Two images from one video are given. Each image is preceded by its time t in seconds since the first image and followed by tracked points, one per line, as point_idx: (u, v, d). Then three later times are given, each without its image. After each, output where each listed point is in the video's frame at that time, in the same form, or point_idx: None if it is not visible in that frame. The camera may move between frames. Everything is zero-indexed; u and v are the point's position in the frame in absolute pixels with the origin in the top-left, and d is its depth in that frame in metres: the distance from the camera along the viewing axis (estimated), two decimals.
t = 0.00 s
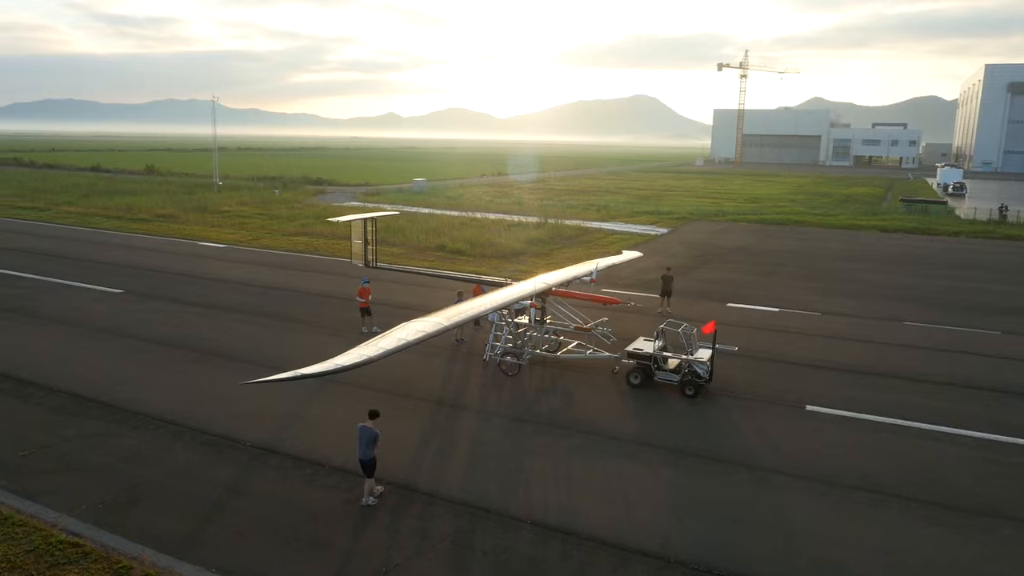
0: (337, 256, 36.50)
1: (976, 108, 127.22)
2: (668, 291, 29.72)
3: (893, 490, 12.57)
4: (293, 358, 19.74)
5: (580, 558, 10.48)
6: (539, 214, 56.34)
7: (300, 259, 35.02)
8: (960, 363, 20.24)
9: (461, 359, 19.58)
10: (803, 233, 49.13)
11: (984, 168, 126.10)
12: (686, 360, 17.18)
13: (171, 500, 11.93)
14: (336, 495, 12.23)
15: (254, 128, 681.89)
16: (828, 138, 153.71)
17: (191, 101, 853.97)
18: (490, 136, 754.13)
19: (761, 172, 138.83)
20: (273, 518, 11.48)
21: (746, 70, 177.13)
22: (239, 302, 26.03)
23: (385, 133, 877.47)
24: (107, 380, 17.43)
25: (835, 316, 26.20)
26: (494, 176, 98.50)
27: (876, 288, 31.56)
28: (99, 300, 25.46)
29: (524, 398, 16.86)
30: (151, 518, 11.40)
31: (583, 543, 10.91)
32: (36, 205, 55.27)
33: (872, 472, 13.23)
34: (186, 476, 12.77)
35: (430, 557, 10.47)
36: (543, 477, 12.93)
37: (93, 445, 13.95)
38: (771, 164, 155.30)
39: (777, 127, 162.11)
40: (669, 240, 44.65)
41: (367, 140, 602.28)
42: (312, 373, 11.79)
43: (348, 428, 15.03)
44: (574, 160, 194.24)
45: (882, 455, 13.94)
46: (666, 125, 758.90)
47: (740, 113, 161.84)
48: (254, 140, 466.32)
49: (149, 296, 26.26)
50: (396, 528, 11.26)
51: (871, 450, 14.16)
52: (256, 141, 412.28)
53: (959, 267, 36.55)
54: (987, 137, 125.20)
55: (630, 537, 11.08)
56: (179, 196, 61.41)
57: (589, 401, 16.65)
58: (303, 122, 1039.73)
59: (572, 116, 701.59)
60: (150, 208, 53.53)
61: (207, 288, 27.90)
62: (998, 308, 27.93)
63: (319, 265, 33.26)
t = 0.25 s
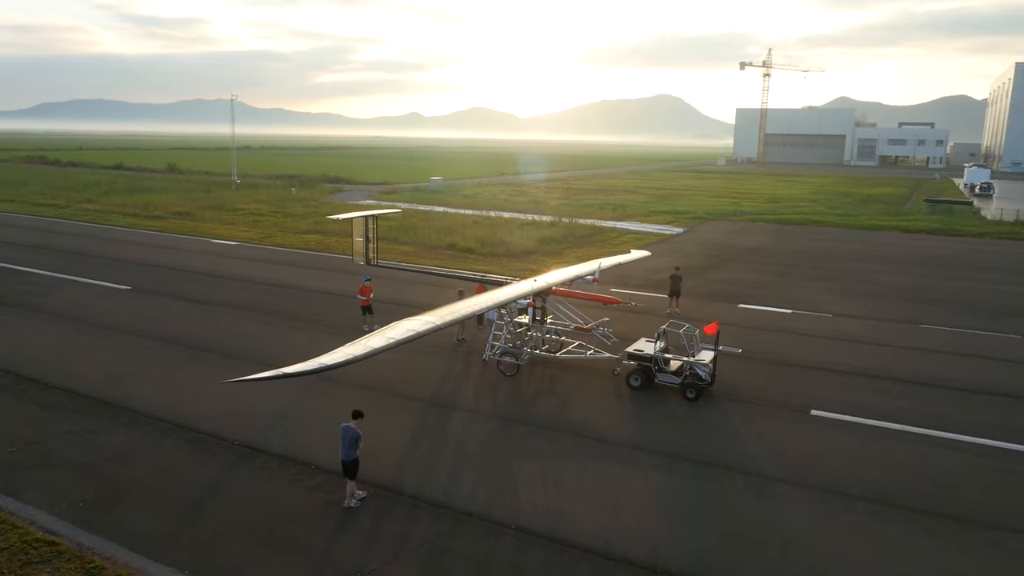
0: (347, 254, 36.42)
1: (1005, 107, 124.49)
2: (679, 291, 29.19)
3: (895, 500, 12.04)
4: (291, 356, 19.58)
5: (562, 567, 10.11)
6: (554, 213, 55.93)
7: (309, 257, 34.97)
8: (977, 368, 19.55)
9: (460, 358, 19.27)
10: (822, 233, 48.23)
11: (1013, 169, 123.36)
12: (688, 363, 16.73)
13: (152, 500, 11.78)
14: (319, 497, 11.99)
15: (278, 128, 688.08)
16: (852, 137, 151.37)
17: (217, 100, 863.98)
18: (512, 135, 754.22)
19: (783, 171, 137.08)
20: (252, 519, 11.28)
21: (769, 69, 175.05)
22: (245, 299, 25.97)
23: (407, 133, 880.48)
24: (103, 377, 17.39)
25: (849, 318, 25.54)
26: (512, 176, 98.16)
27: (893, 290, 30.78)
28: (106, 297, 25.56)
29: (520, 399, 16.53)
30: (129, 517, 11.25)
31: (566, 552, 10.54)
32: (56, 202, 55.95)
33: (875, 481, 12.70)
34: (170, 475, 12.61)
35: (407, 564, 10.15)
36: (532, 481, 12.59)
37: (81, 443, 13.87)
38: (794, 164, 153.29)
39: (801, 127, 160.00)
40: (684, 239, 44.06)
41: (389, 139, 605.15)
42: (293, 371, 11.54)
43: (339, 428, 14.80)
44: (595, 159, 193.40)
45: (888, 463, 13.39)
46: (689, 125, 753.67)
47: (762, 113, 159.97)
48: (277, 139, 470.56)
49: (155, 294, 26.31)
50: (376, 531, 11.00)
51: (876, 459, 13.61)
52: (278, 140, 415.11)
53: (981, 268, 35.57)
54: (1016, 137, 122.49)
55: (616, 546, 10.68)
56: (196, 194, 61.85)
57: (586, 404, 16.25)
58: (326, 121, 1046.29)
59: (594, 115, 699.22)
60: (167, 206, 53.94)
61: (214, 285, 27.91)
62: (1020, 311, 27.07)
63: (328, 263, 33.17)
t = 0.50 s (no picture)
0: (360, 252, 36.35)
1: None
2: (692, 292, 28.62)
3: (897, 512, 11.49)
4: (291, 353, 19.43)
5: None
6: (572, 211, 55.48)
7: (321, 254, 34.94)
8: (996, 373, 18.80)
9: (460, 357, 18.97)
10: (845, 234, 47.19)
11: None
12: (689, 365, 16.27)
13: (131, 497, 11.63)
14: (299, 497, 11.75)
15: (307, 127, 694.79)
16: (883, 136, 148.57)
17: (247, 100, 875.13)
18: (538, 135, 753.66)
19: (811, 171, 134.90)
20: (229, 519, 11.06)
21: (798, 67, 172.49)
22: (252, 296, 25.95)
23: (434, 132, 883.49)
24: (101, 372, 17.37)
25: (866, 320, 24.80)
26: (533, 175, 97.75)
27: (915, 292, 29.90)
28: (115, 292, 25.69)
29: (516, 399, 16.17)
30: (107, 514, 11.10)
31: (546, 559, 10.16)
32: (80, 199, 56.70)
33: (877, 492, 12.15)
34: (153, 473, 12.47)
35: (381, 568, 9.85)
36: (519, 484, 12.24)
37: (70, 438, 13.79)
38: (822, 164, 150.84)
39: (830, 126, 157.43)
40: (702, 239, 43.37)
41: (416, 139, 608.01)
42: (272, 368, 11.30)
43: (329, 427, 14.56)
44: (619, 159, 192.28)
45: (893, 473, 12.81)
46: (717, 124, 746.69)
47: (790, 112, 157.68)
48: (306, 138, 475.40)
49: (164, 289, 26.40)
50: (354, 533, 10.72)
51: (880, 468, 13.04)
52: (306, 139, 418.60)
53: (1009, 271, 34.44)
54: None
55: (599, 554, 10.29)
56: (217, 192, 62.34)
57: (583, 406, 15.86)
58: (354, 121, 1054.34)
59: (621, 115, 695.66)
60: (188, 203, 54.43)
61: (223, 282, 27.95)
62: None
63: (340, 260, 33.11)
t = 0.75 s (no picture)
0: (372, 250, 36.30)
1: None
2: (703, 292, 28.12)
3: (899, 522, 11.03)
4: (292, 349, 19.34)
5: None
6: (590, 211, 55.04)
7: (333, 252, 34.92)
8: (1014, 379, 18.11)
9: (460, 355, 18.74)
10: (867, 235, 46.19)
11: None
12: (691, 367, 15.88)
13: (115, 493, 11.55)
14: (283, 495, 11.57)
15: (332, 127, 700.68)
16: (912, 136, 145.69)
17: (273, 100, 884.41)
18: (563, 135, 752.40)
19: (837, 171, 132.85)
20: (209, 516, 10.92)
21: (825, 66, 169.97)
22: (259, 293, 25.95)
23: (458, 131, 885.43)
24: (101, 367, 17.41)
25: (881, 323, 24.14)
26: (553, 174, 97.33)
27: (935, 295, 29.06)
28: (125, 287, 25.84)
29: (513, 400, 15.88)
30: (88, 510, 11.03)
31: (527, 564, 9.88)
32: (102, 196, 57.45)
33: (878, 501, 11.69)
34: (140, 469, 12.40)
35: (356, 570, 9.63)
36: (507, 487, 11.96)
37: (62, 432, 13.79)
38: (849, 164, 148.43)
39: (856, 126, 154.92)
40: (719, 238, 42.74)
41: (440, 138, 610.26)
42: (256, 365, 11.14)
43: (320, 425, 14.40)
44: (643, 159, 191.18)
45: (897, 482, 12.33)
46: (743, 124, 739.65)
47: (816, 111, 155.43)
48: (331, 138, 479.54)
49: (174, 286, 26.50)
50: (334, 534, 10.51)
51: (884, 476, 12.57)
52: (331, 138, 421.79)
53: None
54: None
55: (582, 560, 9.98)
56: (236, 190, 62.85)
57: (581, 407, 15.54)
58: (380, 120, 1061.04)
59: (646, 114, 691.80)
60: (207, 201, 54.86)
61: (232, 278, 28.02)
62: None
63: (351, 258, 33.06)
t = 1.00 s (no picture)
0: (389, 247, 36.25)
1: None
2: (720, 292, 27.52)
3: (901, 535, 10.51)
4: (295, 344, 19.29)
5: None
6: (612, 210, 54.48)
7: (349, 250, 34.95)
8: None
9: (463, 353, 18.48)
10: (896, 236, 44.98)
11: None
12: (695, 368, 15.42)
13: (100, 487, 11.53)
14: (267, 492, 11.45)
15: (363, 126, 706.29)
16: (949, 136, 142.06)
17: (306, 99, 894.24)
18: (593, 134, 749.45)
19: (871, 170, 130.14)
20: (191, 512, 10.83)
21: (859, 64, 166.63)
22: (271, 289, 26.00)
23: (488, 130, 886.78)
24: (104, 360, 17.51)
25: (903, 326, 23.34)
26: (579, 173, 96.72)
27: (962, 298, 28.09)
28: (139, 282, 26.10)
29: (511, 399, 15.62)
30: (71, 503, 11.02)
31: (506, 571, 9.58)
32: (130, 192, 58.35)
33: (881, 513, 11.17)
34: (128, 464, 12.35)
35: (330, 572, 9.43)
36: (494, 489, 11.70)
37: (57, 425, 13.82)
38: (883, 164, 145.25)
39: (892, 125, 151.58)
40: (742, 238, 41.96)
41: (470, 137, 611.73)
42: (238, 361, 10.98)
43: (314, 422, 14.28)
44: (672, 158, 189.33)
45: (903, 492, 11.79)
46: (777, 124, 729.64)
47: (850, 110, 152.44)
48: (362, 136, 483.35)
49: (188, 281, 26.68)
50: (313, 533, 10.36)
51: (889, 486, 12.03)
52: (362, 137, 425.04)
53: None
54: None
55: (562, 566, 9.69)
56: (261, 187, 63.41)
57: (581, 408, 15.19)
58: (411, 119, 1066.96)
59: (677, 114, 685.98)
60: (231, 198, 55.40)
61: (247, 274, 28.14)
62: None
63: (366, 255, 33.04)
